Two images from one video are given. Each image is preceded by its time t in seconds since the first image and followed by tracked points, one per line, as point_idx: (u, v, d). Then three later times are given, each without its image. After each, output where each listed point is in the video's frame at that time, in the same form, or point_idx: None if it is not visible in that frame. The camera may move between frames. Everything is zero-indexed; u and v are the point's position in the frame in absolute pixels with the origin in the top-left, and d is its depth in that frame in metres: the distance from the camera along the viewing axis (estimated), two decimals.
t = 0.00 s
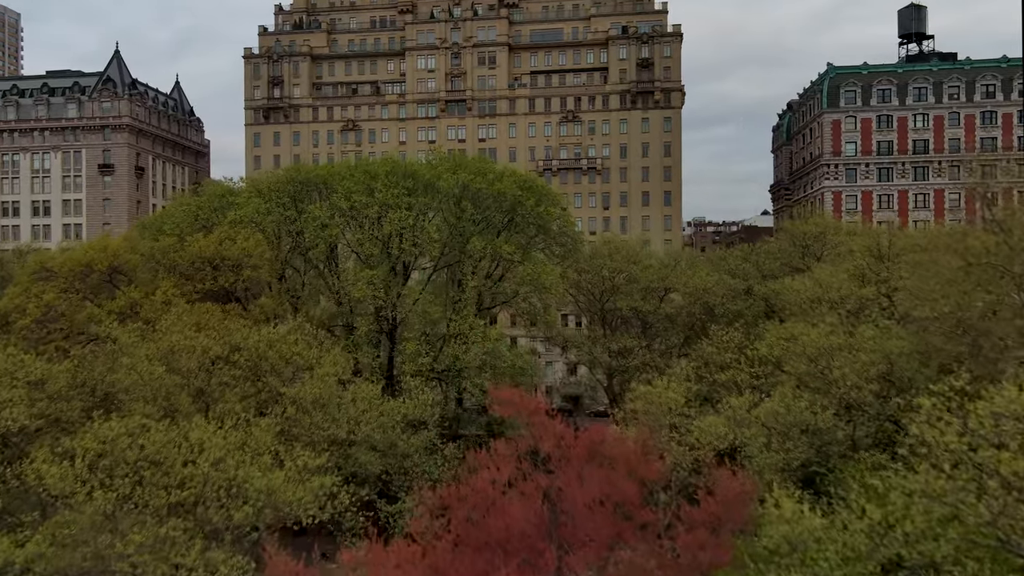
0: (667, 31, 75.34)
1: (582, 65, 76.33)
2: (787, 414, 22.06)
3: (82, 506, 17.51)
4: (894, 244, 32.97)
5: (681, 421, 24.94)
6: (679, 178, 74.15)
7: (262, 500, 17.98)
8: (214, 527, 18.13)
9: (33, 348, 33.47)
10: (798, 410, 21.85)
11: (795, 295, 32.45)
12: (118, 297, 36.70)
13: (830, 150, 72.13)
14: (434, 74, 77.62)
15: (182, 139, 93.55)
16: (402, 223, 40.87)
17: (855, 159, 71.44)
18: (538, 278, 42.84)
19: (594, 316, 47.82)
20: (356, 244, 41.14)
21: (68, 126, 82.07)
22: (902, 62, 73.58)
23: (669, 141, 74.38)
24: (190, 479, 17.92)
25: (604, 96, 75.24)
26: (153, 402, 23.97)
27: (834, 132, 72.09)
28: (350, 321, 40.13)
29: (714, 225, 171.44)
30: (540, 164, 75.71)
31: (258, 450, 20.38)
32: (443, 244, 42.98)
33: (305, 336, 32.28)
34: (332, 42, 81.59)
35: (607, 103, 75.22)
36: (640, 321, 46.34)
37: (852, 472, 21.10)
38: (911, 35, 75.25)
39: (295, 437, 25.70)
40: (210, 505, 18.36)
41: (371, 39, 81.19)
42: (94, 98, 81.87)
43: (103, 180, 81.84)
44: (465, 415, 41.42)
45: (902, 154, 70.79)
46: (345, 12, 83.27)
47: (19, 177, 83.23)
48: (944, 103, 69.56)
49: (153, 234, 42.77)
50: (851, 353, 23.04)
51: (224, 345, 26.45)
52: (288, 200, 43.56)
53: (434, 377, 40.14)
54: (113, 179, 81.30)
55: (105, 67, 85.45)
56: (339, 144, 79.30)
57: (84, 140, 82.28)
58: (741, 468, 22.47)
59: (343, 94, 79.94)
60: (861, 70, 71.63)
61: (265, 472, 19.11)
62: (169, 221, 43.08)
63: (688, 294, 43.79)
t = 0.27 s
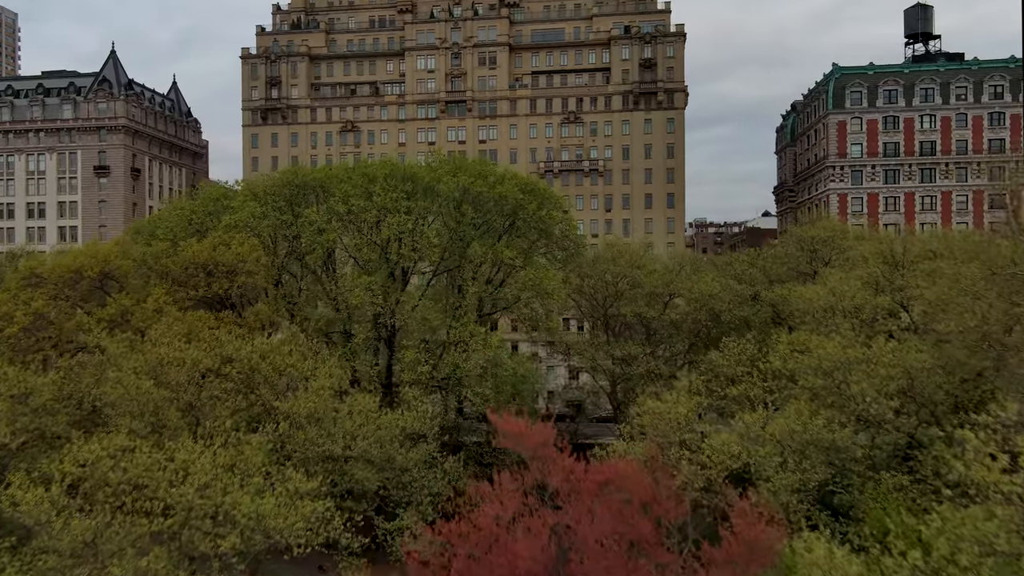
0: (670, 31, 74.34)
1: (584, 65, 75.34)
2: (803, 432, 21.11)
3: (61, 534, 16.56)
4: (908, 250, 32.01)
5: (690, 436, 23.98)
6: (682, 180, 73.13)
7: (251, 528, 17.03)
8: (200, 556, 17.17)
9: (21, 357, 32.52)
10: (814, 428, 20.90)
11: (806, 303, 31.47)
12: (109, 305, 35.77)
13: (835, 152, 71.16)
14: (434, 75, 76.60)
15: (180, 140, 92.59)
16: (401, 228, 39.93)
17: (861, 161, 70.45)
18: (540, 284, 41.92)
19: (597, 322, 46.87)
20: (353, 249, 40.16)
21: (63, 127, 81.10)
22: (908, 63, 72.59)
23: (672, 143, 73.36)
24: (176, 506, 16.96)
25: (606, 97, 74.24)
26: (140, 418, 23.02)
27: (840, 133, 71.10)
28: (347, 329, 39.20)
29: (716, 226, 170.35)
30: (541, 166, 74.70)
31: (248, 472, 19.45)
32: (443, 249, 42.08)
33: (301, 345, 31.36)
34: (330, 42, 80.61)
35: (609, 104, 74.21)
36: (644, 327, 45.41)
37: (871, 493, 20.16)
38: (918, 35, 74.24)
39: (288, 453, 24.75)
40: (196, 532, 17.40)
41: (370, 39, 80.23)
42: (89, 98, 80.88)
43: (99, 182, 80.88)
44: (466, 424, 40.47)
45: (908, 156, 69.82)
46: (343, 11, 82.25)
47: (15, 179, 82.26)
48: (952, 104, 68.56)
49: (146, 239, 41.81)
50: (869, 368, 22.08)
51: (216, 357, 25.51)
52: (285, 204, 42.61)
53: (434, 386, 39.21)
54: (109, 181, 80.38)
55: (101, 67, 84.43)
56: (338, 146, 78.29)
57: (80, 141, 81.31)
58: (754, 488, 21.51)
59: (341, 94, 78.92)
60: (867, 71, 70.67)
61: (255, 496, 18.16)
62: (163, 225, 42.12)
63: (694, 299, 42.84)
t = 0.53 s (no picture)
0: (673, 31, 73.33)
1: (586, 66, 74.34)
2: (821, 453, 20.04)
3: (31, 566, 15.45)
4: (923, 258, 30.96)
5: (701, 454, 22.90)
6: (685, 181, 72.06)
7: (237, 559, 15.97)
8: None
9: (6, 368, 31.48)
10: (833, 448, 19.84)
11: (818, 313, 30.43)
12: (98, 312, 34.73)
13: (841, 154, 70.10)
14: (434, 75, 75.57)
15: (176, 141, 91.56)
16: (400, 233, 38.90)
17: (867, 163, 69.43)
18: (542, 290, 40.87)
19: (601, 328, 45.82)
20: (351, 255, 39.18)
21: (58, 128, 80.06)
22: (915, 63, 71.55)
23: (675, 144, 72.26)
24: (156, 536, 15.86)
25: (608, 98, 73.22)
26: (124, 435, 21.93)
27: (845, 134, 70.06)
28: (345, 336, 38.23)
29: (718, 227, 169.39)
30: (542, 168, 73.67)
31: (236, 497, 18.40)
32: (442, 255, 41.10)
33: (296, 356, 30.35)
34: (329, 42, 79.56)
35: (611, 105, 73.20)
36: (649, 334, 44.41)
37: (894, 518, 19.06)
38: (924, 34, 73.16)
39: (281, 470, 23.72)
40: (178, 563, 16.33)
41: (369, 39, 79.20)
42: (85, 99, 79.84)
43: (94, 184, 79.85)
44: (466, 434, 39.42)
45: (915, 157, 68.77)
46: (342, 11, 81.20)
47: (9, 181, 81.21)
48: (959, 105, 67.51)
49: (139, 245, 40.81)
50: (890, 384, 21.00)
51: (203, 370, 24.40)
52: (280, 208, 41.61)
53: (433, 395, 38.22)
54: (105, 183, 79.36)
55: (97, 67, 83.38)
56: (337, 147, 77.22)
57: (75, 143, 80.28)
58: (770, 510, 20.41)
59: (340, 95, 77.87)
60: (873, 71, 69.68)
61: (241, 523, 17.11)
62: (155, 230, 41.09)
63: (699, 305, 41.84)
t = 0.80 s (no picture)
0: (676, 31, 72.32)
1: (588, 66, 73.35)
2: (841, 477, 19.05)
3: None
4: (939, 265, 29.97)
5: (713, 475, 21.86)
6: (689, 184, 71.06)
7: None
8: None
9: None
10: (854, 472, 18.85)
11: (831, 323, 29.42)
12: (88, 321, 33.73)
13: (847, 155, 69.08)
14: (434, 76, 74.54)
15: (173, 143, 90.56)
16: (398, 237, 37.92)
17: (873, 165, 68.45)
18: (545, 297, 39.82)
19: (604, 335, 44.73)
20: (348, 261, 38.17)
21: (53, 130, 79.02)
22: (922, 63, 70.57)
23: (678, 146, 71.26)
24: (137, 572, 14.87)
25: (611, 99, 72.27)
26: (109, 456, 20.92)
27: (851, 136, 69.06)
28: (343, 345, 37.22)
29: (719, 229, 168.35)
30: (544, 170, 72.64)
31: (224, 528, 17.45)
32: (441, 260, 40.02)
33: (290, 368, 29.33)
34: (327, 42, 78.51)
35: (613, 106, 72.21)
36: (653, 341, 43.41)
37: (920, 547, 18.07)
38: (931, 35, 72.19)
39: (274, 491, 22.69)
40: None
41: (368, 39, 78.12)
42: (80, 100, 78.83)
43: (90, 186, 78.82)
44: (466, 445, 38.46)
45: (922, 159, 67.78)
46: (340, 11, 80.14)
47: (3, 183, 80.15)
48: (967, 106, 66.55)
49: (131, 251, 39.78)
50: (912, 404, 20.03)
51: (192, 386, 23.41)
52: (276, 212, 40.59)
53: (433, 405, 37.22)
54: (101, 185, 78.36)
55: (92, 68, 82.33)
56: (335, 149, 76.16)
57: (70, 144, 79.27)
58: (787, 536, 19.43)
59: (338, 96, 76.80)
60: (879, 72, 68.72)
61: (230, 556, 16.12)
62: (148, 236, 40.05)
63: (705, 312, 40.86)
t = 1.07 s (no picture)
0: (679, 31, 71.29)
1: (590, 67, 72.36)
2: (863, 503, 18.07)
3: None
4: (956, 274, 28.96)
5: (726, 497, 20.82)
6: (692, 186, 70.11)
7: None
8: None
9: None
10: (876, 498, 17.87)
11: (845, 334, 28.41)
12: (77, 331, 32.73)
13: (853, 158, 68.14)
14: (434, 77, 73.53)
15: (170, 144, 89.56)
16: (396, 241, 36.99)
17: (879, 167, 67.47)
18: (547, 305, 38.84)
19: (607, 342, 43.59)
20: (346, 268, 37.20)
21: (48, 131, 78.01)
22: (929, 64, 69.57)
23: (682, 148, 70.30)
24: None
25: (613, 100, 71.31)
26: (92, 479, 19.93)
27: (857, 138, 68.09)
28: (340, 354, 36.24)
29: (720, 230, 167.41)
30: (545, 172, 71.65)
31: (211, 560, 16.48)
32: (439, 266, 38.92)
33: (284, 381, 28.34)
34: (325, 42, 77.42)
35: (616, 108, 71.23)
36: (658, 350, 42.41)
37: None
38: (938, 35, 71.15)
39: (265, 514, 21.57)
40: None
41: (366, 39, 77.04)
42: (75, 102, 77.83)
43: (85, 188, 77.85)
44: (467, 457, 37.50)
45: (929, 162, 66.81)
46: (339, 11, 79.08)
47: None
48: (975, 108, 65.54)
49: (122, 257, 38.78)
50: (936, 424, 19.04)
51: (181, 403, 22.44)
52: (272, 217, 39.59)
53: (433, 416, 36.25)
54: (96, 187, 77.39)
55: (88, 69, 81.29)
56: (334, 151, 75.12)
57: (65, 146, 78.26)
58: (804, 565, 18.45)
59: (337, 97, 75.83)
60: (885, 73, 67.73)
61: None
62: (140, 242, 39.06)
63: (712, 320, 39.87)
